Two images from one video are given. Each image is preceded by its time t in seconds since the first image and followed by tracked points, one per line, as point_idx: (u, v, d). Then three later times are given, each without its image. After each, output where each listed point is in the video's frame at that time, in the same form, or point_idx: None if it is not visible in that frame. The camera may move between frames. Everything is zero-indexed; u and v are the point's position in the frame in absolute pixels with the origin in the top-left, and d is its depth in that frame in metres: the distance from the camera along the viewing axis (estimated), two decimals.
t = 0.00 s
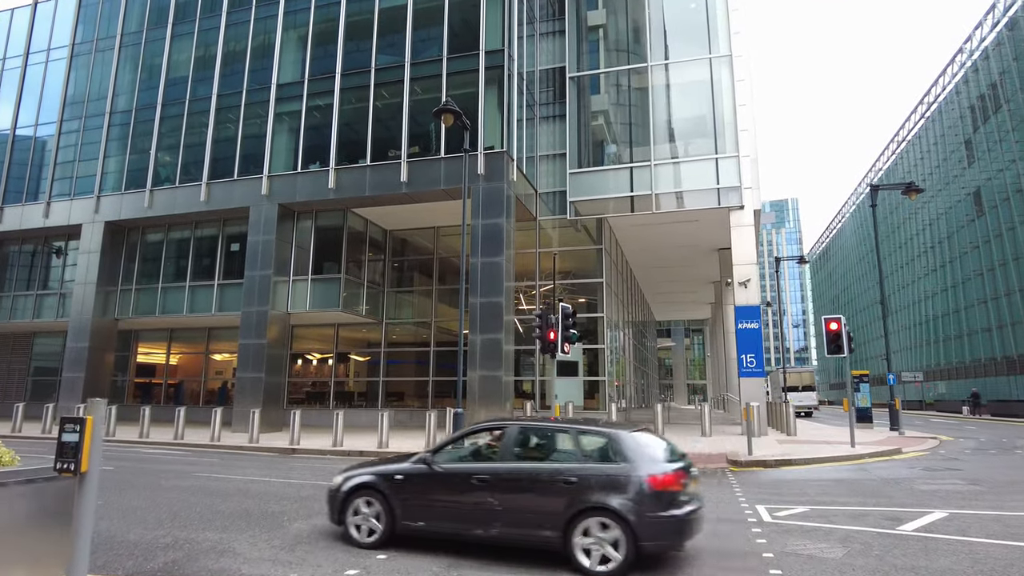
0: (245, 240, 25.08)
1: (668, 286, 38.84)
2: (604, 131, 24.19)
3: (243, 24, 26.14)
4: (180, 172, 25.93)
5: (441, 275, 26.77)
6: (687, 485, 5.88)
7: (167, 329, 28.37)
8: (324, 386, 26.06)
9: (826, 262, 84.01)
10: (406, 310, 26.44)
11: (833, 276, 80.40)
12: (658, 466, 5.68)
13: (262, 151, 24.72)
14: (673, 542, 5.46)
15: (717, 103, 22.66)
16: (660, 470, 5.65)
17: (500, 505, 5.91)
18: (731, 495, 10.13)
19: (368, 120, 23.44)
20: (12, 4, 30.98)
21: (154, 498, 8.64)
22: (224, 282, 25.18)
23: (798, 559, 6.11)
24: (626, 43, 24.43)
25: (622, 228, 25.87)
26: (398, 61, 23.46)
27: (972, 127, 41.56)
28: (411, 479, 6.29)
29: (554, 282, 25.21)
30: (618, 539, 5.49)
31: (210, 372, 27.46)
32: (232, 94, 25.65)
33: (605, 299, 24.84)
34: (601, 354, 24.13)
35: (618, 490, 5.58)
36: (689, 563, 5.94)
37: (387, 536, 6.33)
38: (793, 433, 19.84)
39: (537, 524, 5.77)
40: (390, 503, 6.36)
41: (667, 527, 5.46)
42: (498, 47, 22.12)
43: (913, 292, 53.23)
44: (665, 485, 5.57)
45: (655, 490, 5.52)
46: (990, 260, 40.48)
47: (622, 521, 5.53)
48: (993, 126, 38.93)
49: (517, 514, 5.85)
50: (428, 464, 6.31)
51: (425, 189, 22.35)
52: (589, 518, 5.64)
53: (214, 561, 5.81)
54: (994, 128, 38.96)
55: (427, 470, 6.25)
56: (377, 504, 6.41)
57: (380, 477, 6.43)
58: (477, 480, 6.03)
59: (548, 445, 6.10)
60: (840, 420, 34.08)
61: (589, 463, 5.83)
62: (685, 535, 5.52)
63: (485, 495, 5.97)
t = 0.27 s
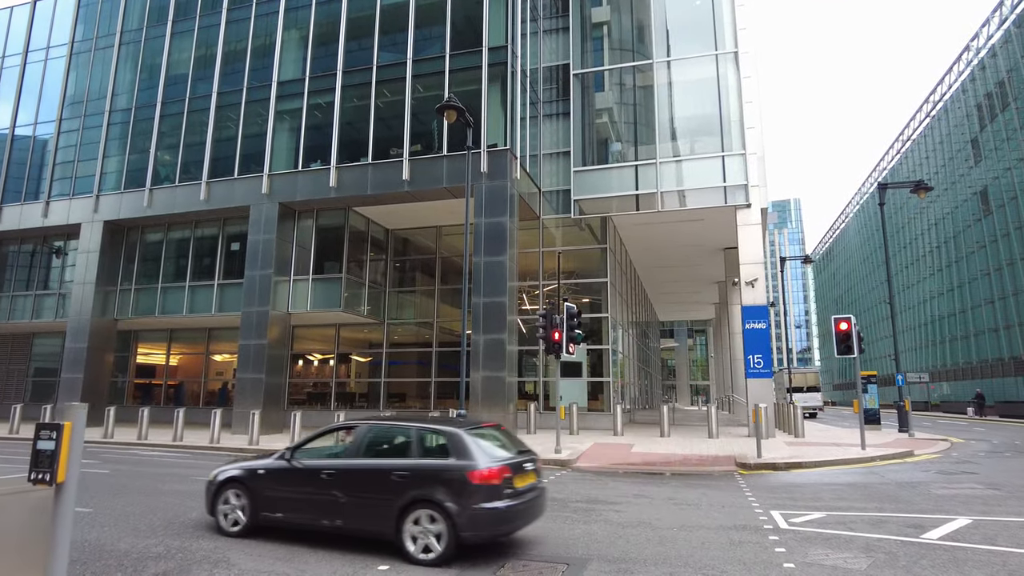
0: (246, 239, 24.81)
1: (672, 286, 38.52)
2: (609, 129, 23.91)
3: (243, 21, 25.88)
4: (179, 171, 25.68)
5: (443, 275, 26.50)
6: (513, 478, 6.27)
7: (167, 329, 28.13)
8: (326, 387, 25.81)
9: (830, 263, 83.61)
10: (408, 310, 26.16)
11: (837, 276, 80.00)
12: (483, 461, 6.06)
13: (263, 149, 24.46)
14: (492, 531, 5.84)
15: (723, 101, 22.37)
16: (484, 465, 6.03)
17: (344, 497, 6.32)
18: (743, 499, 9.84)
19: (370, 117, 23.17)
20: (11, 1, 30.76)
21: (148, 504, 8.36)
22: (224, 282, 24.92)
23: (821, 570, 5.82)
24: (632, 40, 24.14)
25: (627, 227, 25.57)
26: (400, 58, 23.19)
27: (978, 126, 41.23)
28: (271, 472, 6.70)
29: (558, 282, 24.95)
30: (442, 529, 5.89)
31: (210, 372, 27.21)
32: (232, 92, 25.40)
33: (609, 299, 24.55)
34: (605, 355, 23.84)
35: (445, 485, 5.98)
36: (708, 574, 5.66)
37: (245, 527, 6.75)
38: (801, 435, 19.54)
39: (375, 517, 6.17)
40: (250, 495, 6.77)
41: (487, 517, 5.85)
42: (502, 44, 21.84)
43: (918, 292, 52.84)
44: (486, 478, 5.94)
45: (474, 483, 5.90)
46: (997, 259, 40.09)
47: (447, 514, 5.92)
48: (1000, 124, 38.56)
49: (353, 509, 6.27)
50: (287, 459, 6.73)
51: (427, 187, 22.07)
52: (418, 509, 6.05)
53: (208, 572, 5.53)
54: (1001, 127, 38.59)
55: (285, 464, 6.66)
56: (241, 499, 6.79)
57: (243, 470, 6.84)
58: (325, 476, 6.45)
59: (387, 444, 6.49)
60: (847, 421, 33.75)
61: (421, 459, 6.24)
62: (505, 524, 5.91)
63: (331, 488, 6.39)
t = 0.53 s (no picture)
0: (240, 237, 24.48)
1: (670, 284, 38.27)
2: (607, 125, 23.64)
3: (237, 17, 25.54)
4: (172, 168, 25.32)
5: (440, 273, 26.19)
6: (357, 467, 6.66)
7: (161, 329, 27.77)
8: (321, 387, 25.52)
9: (827, 261, 83.52)
10: (404, 309, 25.86)
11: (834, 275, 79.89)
12: (325, 451, 6.47)
13: (256, 146, 24.14)
14: (326, 516, 6.23)
15: (723, 95, 22.13)
16: (326, 455, 6.43)
17: (201, 484, 6.79)
18: (749, 499, 9.57)
19: (365, 113, 22.87)
20: None
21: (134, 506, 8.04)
22: (218, 281, 24.58)
23: (838, 571, 5.55)
24: (630, 35, 23.86)
25: (625, 224, 25.31)
26: (396, 53, 22.88)
27: (976, 123, 41.09)
28: (142, 463, 7.18)
29: (555, 280, 24.66)
30: (279, 513, 6.33)
31: (204, 373, 26.86)
32: (226, 88, 25.05)
33: (608, 297, 24.30)
34: (604, 353, 23.56)
35: (286, 472, 6.41)
36: None
37: (118, 514, 7.21)
38: (804, 433, 19.28)
39: (226, 501, 6.63)
40: (123, 484, 7.25)
41: (326, 504, 6.23)
42: (499, 38, 21.54)
43: (916, 290, 52.72)
44: (327, 467, 6.33)
45: (311, 471, 6.30)
46: (996, 257, 39.96)
47: (286, 499, 6.36)
48: (999, 122, 38.43)
49: (209, 495, 6.73)
50: (159, 449, 7.21)
51: (424, 184, 21.76)
52: (263, 495, 6.49)
53: None
54: (1000, 124, 38.44)
55: (156, 454, 7.15)
56: (116, 488, 7.27)
57: (118, 460, 7.32)
58: (188, 465, 6.92)
59: (249, 435, 6.94)
60: (847, 419, 33.53)
61: (270, 450, 6.69)
62: (340, 510, 6.28)
63: (190, 476, 6.85)
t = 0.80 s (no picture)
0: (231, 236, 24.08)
1: (666, 283, 38.04)
2: (605, 123, 23.34)
3: (229, 12, 25.13)
4: (162, 166, 24.89)
5: (435, 273, 25.85)
6: (218, 464, 7.02)
7: (151, 329, 27.32)
8: (314, 388, 25.16)
9: (822, 261, 83.58)
10: (398, 309, 25.51)
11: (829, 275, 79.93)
12: (185, 448, 6.83)
13: (248, 143, 23.75)
14: (183, 509, 6.58)
15: (722, 93, 21.89)
16: (186, 451, 6.79)
17: (73, 480, 7.14)
18: (755, 504, 9.29)
19: (359, 110, 22.51)
20: None
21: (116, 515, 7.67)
22: (209, 280, 24.17)
23: None
24: (628, 31, 23.58)
25: (623, 223, 25.03)
26: (391, 49, 22.55)
27: (973, 122, 41.02)
28: (23, 461, 7.57)
29: (552, 279, 24.35)
30: (139, 507, 6.68)
31: (196, 374, 26.43)
32: (218, 84, 24.64)
33: (606, 297, 24.02)
34: (602, 353, 23.29)
35: (145, 468, 6.77)
36: None
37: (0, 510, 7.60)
38: (804, 434, 19.05)
39: (93, 496, 6.98)
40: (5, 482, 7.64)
41: (183, 497, 6.59)
42: (496, 34, 21.22)
43: (912, 290, 52.68)
44: (185, 462, 6.70)
45: (169, 467, 6.65)
46: (992, 256, 39.90)
47: (146, 493, 6.71)
48: (995, 120, 38.37)
49: (78, 491, 7.09)
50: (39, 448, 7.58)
51: (418, 181, 21.43)
52: (127, 490, 6.84)
53: None
54: (996, 123, 38.37)
55: (36, 452, 7.52)
56: None
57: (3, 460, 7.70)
58: (62, 462, 7.29)
59: (120, 434, 7.27)
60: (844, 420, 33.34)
61: (135, 448, 7.04)
62: (199, 504, 6.63)
63: (65, 473, 7.22)
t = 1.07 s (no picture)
0: (229, 233, 23.83)
1: (667, 282, 37.82)
2: (606, 120, 23.09)
3: (226, 6, 24.86)
4: (159, 162, 24.61)
5: (435, 271, 25.61)
6: (100, 455, 7.61)
7: (147, 328, 27.06)
8: (313, 388, 24.93)
9: (822, 260, 83.39)
10: (397, 307, 25.28)
11: (829, 274, 79.74)
12: (67, 440, 7.41)
13: (246, 140, 23.49)
14: (64, 496, 7.17)
15: (725, 89, 21.67)
16: (68, 443, 7.38)
17: None
18: (763, 505, 9.05)
19: (358, 106, 22.27)
20: None
21: (107, 517, 7.42)
22: (206, 278, 23.92)
23: None
24: (630, 27, 23.34)
25: (624, 220, 24.80)
26: (390, 44, 22.30)
27: (975, 121, 40.86)
28: None
29: (553, 277, 24.11)
30: (21, 496, 7.27)
31: (193, 373, 26.18)
32: (215, 80, 24.38)
33: (607, 295, 23.80)
34: (603, 352, 23.06)
35: (29, 458, 7.35)
36: None
37: None
38: (808, 434, 18.83)
39: None
40: None
41: (63, 485, 7.18)
42: (496, 29, 20.98)
43: (913, 289, 52.48)
44: (66, 453, 7.29)
45: (50, 458, 7.24)
46: (994, 255, 39.69)
47: (28, 482, 7.29)
48: (998, 119, 38.16)
49: None
50: None
51: (418, 178, 21.19)
52: (11, 479, 7.42)
53: None
54: (999, 121, 38.16)
55: None
56: None
57: None
58: None
59: (4, 431, 7.83)
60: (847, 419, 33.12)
61: (23, 440, 7.59)
62: (79, 491, 7.23)
63: None
